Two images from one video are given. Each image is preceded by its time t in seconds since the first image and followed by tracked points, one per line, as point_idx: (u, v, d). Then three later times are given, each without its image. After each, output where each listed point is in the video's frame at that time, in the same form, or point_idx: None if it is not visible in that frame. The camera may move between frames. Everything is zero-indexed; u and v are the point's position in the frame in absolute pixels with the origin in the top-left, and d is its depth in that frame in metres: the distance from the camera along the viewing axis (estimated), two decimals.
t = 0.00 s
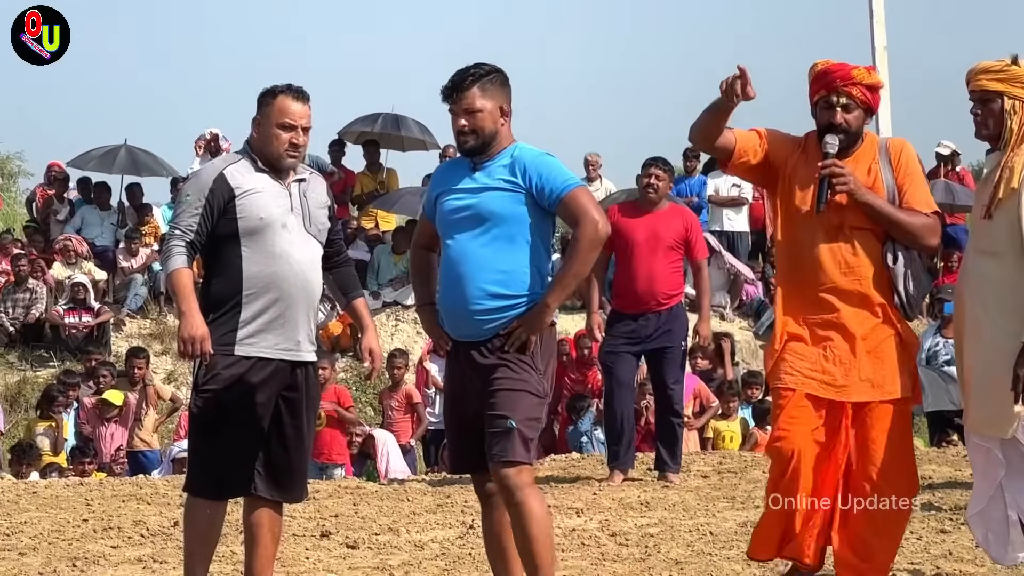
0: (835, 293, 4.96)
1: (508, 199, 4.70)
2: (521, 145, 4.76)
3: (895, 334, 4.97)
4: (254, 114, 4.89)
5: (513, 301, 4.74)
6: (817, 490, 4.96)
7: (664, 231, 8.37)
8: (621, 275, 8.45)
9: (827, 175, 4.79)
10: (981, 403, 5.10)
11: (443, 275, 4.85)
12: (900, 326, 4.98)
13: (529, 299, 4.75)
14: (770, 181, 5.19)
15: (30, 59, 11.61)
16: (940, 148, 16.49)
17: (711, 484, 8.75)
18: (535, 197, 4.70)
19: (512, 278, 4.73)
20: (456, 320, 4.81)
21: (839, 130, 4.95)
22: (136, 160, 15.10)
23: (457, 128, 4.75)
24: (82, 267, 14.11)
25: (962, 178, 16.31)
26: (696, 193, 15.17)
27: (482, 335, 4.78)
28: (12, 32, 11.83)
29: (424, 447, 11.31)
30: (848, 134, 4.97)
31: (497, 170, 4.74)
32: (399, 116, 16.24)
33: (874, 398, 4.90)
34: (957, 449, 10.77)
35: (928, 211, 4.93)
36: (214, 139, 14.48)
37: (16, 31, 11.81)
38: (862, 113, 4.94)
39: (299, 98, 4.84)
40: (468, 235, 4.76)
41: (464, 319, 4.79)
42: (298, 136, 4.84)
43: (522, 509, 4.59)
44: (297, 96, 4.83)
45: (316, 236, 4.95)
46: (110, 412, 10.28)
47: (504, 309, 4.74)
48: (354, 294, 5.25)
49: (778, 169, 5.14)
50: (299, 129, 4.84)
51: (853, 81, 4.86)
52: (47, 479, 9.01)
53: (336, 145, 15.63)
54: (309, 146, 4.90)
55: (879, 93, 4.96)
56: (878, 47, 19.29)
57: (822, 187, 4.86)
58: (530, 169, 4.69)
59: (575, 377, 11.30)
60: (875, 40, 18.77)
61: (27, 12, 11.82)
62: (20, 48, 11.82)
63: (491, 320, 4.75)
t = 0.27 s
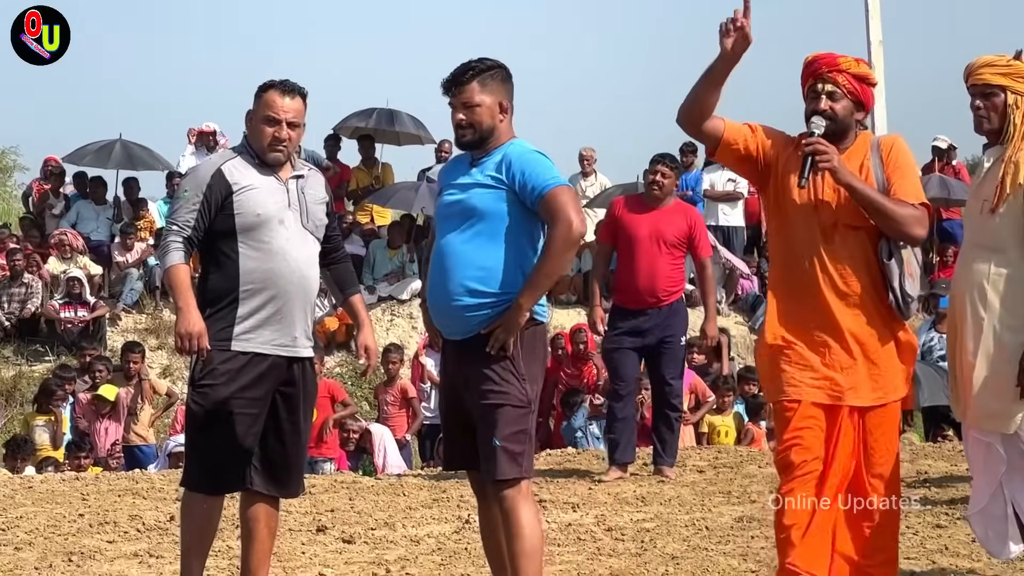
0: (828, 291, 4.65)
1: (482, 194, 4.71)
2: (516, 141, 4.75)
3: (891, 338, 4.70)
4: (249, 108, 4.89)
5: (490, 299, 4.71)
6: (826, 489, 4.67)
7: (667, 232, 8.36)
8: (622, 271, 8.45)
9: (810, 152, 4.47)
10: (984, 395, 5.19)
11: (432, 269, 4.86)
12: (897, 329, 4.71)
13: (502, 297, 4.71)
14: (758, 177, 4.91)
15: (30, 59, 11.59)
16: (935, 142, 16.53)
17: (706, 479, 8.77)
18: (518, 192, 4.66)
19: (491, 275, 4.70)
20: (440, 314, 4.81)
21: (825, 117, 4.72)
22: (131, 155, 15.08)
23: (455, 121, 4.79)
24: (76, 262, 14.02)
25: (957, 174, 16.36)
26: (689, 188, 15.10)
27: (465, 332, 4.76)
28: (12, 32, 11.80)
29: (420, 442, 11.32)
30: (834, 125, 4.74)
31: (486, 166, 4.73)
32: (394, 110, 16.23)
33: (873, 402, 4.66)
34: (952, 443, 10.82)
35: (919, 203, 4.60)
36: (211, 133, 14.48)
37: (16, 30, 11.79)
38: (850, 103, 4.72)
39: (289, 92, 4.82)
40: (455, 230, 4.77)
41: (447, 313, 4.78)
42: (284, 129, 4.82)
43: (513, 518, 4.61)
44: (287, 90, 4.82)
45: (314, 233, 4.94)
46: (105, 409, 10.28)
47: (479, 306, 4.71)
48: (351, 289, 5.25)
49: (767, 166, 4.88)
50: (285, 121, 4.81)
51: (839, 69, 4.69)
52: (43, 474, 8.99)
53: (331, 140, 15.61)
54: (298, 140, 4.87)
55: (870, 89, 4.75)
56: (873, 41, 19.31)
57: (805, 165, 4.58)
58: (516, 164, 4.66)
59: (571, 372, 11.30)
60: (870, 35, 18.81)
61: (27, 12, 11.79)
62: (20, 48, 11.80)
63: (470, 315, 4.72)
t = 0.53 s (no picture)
0: (804, 292, 4.57)
1: (473, 186, 4.72)
2: (521, 135, 4.74)
3: (869, 338, 4.61)
4: (246, 105, 4.89)
5: (479, 292, 4.69)
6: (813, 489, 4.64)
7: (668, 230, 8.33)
8: (623, 268, 8.45)
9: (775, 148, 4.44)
10: (988, 391, 5.22)
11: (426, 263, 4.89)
12: (874, 332, 4.63)
13: (480, 292, 4.69)
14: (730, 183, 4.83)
15: (29, 58, 11.55)
16: (933, 138, 16.54)
17: (704, 475, 8.77)
18: (509, 185, 4.65)
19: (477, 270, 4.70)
20: (432, 308, 4.83)
21: (796, 113, 4.68)
22: (127, 151, 15.05)
23: (462, 111, 4.80)
24: (73, 258, 14.12)
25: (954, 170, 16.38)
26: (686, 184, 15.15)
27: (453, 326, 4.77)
28: (12, 32, 11.76)
29: (416, 438, 11.32)
30: (805, 122, 4.68)
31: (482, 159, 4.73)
32: (390, 106, 16.21)
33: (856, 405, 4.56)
34: (948, 439, 10.85)
35: (889, 201, 4.53)
36: (208, 129, 14.45)
37: (16, 31, 11.76)
38: (823, 98, 4.66)
39: (281, 87, 4.81)
40: (449, 224, 4.79)
41: (438, 306, 4.79)
42: (276, 124, 4.80)
43: (514, 512, 4.62)
44: (279, 85, 4.81)
45: (312, 230, 4.93)
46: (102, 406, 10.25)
47: (464, 300, 4.71)
48: (351, 286, 5.24)
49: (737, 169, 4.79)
50: (277, 116, 4.80)
51: (810, 63, 4.63)
52: (39, 470, 8.97)
53: (327, 135, 15.58)
54: (294, 135, 4.85)
55: (846, 85, 4.69)
56: (871, 37, 19.32)
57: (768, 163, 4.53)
58: (509, 158, 4.65)
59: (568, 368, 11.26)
60: (867, 32, 18.82)
61: (27, 12, 11.76)
62: (20, 48, 11.76)
63: (455, 309, 4.74)
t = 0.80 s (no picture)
0: (778, 285, 4.53)
1: (470, 182, 4.74)
2: (523, 132, 4.72)
3: (846, 327, 4.54)
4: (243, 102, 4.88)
5: (478, 293, 4.70)
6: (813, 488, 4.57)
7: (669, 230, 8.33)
8: (625, 265, 8.45)
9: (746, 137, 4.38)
10: (989, 388, 5.22)
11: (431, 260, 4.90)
12: (853, 321, 4.54)
13: (482, 292, 4.70)
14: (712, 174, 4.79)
15: (30, 58, 11.54)
16: (933, 134, 16.55)
17: (703, 472, 8.77)
18: (506, 183, 4.64)
19: (476, 269, 4.70)
20: (435, 304, 4.85)
21: (774, 102, 4.63)
22: (126, 146, 15.04)
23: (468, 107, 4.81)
24: (71, 253, 14.09)
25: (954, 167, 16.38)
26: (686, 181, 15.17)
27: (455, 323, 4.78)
28: (12, 31, 11.75)
29: (415, 434, 11.32)
30: (783, 111, 4.64)
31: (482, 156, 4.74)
32: (389, 102, 16.20)
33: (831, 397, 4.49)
34: (947, 436, 10.86)
35: (864, 192, 4.46)
36: (209, 128, 14.44)
37: (16, 31, 11.74)
38: (803, 89, 4.61)
39: (276, 82, 4.80)
40: (452, 220, 4.80)
41: (442, 303, 4.81)
42: (270, 119, 4.79)
43: (517, 509, 4.65)
44: (274, 81, 4.80)
45: (311, 227, 4.92)
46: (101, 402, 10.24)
47: (464, 299, 4.72)
48: (353, 283, 5.24)
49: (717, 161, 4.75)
50: (271, 112, 4.79)
51: (790, 53, 4.58)
52: (38, 466, 8.97)
53: (326, 132, 15.57)
54: (290, 130, 4.83)
55: (826, 75, 4.64)
56: (870, 33, 19.31)
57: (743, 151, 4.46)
58: (506, 155, 4.64)
59: (568, 364, 11.16)
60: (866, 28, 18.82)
61: (27, 12, 11.74)
62: (20, 48, 11.75)
63: (459, 308, 4.75)
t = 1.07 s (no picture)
0: (758, 289, 4.50)
1: (469, 179, 4.76)
2: (522, 128, 4.71)
3: (829, 334, 4.49)
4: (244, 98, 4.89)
5: (479, 291, 4.72)
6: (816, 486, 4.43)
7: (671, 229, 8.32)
8: (629, 262, 8.44)
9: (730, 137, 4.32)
10: (988, 384, 5.22)
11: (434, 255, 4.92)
12: (837, 326, 4.49)
13: (482, 288, 4.72)
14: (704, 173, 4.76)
15: (29, 59, 11.52)
16: (934, 131, 16.54)
17: (703, 468, 8.76)
18: (503, 181, 4.64)
19: (477, 268, 4.72)
20: (438, 300, 4.87)
21: (761, 104, 4.56)
22: (126, 143, 15.02)
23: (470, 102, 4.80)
24: (71, 250, 14.04)
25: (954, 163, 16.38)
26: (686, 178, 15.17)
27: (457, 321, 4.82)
28: (11, 31, 11.73)
29: (415, 430, 11.32)
30: (771, 112, 4.57)
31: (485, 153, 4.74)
32: (389, 99, 16.18)
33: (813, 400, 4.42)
34: (947, 432, 10.86)
35: (848, 196, 4.38)
36: (210, 125, 14.43)
37: (16, 30, 11.72)
38: (790, 89, 4.54)
39: (275, 78, 4.80)
40: (454, 217, 4.82)
41: (445, 301, 4.84)
42: (269, 114, 4.79)
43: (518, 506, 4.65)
44: (273, 77, 4.80)
45: (309, 224, 4.90)
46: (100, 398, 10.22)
47: (465, 297, 4.75)
48: (354, 281, 5.25)
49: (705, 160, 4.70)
50: (269, 107, 4.78)
51: (777, 53, 4.52)
52: (38, 463, 8.96)
53: (326, 128, 15.56)
54: (289, 126, 4.83)
55: (814, 75, 4.57)
56: (870, 30, 19.30)
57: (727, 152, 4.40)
58: (504, 152, 4.63)
59: (569, 360, 11.11)
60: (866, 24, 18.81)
61: (27, 12, 11.72)
62: (20, 49, 11.73)
63: (461, 307, 4.77)
